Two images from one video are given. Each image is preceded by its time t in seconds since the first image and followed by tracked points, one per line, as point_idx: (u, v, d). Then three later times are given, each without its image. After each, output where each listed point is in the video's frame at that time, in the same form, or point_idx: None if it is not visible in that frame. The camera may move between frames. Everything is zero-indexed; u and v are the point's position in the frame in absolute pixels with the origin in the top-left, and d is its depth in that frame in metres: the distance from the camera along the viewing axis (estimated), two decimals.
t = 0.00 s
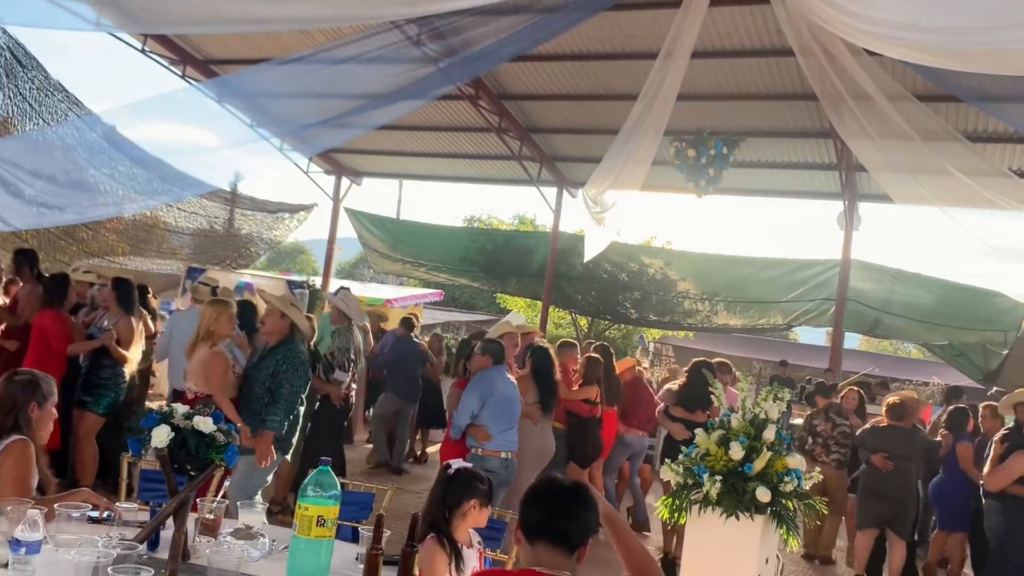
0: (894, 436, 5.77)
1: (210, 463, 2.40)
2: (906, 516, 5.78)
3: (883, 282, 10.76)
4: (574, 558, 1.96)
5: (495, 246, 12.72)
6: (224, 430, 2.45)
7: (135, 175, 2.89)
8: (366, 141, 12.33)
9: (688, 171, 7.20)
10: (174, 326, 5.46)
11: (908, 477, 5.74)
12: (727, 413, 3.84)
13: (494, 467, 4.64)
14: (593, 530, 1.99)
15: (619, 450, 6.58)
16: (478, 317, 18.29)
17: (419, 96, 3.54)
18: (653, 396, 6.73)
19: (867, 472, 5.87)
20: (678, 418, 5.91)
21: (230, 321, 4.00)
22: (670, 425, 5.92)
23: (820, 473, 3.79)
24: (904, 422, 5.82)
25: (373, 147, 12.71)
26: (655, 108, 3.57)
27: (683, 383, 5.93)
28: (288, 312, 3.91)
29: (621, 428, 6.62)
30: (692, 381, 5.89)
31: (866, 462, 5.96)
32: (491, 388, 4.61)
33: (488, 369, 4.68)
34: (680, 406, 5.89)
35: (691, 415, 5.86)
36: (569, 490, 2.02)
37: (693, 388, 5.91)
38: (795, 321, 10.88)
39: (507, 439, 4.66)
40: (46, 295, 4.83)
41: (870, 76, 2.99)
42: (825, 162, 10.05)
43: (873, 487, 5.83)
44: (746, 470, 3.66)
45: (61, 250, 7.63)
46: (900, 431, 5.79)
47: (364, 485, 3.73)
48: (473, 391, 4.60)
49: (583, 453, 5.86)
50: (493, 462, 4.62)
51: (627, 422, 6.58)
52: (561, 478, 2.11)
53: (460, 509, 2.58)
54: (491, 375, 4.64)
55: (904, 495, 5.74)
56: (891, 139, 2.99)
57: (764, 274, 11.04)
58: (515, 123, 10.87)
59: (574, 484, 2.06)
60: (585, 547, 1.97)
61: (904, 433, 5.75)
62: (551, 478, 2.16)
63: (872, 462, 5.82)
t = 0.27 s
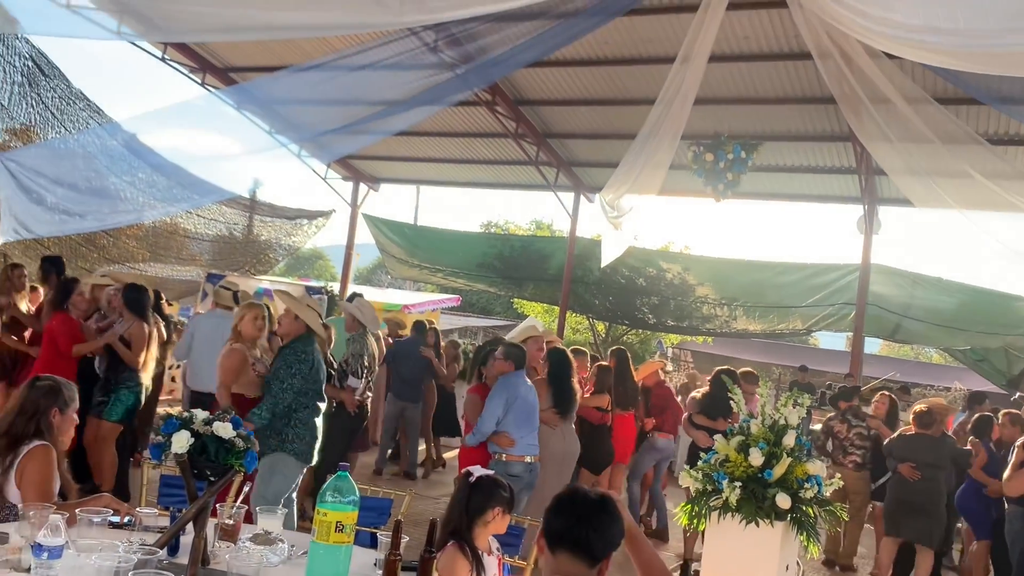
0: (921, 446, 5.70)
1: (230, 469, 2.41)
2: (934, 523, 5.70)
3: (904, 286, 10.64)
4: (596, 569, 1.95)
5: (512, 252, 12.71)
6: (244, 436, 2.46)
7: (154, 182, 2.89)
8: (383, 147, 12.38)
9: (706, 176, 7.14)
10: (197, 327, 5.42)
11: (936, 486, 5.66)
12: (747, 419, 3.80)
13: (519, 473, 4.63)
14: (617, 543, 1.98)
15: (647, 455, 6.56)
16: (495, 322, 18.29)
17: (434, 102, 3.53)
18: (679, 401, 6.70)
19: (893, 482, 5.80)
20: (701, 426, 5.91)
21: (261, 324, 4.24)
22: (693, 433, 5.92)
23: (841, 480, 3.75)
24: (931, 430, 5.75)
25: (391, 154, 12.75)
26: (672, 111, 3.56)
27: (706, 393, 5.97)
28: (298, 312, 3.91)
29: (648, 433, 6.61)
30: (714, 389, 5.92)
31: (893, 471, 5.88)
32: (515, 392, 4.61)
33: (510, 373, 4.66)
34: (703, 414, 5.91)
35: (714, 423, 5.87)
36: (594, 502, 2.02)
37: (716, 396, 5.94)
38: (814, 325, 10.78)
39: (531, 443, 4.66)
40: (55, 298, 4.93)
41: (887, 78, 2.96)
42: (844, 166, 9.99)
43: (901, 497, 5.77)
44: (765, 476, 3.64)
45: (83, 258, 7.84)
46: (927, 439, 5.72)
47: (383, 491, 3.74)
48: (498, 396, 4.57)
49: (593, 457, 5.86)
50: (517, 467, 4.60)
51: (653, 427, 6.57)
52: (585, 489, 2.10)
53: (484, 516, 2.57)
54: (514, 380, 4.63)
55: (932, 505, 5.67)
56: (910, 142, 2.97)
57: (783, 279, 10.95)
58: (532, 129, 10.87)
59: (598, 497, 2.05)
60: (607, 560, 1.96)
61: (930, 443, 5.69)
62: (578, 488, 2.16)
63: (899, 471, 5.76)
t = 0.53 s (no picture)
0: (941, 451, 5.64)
1: (248, 475, 2.42)
2: (954, 531, 5.61)
3: (924, 291, 10.55)
4: None
5: (529, 258, 12.71)
6: (263, 442, 2.47)
7: (175, 191, 2.90)
8: (401, 155, 12.44)
9: (724, 181, 7.11)
10: (218, 333, 5.44)
11: (955, 492, 5.60)
12: (766, 426, 3.80)
13: (539, 479, 4.63)
14: (633, 550, 1.97)
15: (674, 466, 6.48)
16: (512, 329, 18.30)
17: (452, 109, 3.54)
18: (704, 412, 6.68)
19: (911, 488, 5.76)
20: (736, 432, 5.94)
21: (289, 336, 4.39)
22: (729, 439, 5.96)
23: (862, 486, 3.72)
24: (950, 435, 5.67)
25: (409, 161, 12.81)
26: (690, 117, 3.55)
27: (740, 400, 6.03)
28: (304, 321, 3.84)
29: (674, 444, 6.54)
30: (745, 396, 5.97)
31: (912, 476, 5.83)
32: (535, 399, 4.60)
33: (529, 379, 4.64)
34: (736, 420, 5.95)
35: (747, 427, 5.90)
36: (610, 509, 2.01)
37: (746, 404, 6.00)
38: (834, 331, 10.73)
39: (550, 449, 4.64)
40: (69, 304, 4.97)
41: (905, 83, 2.94)
42: (864, 170, 9.91)
43: (923, 506, 5.71)
44: (785, 483, 3.61)
45: (104, 266, 8.00)
46: (946, 445, 5.65)
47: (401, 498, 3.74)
48: (517, 402, 4.55)
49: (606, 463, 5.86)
50: (537, 473, 4.61)
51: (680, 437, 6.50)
52: (601, 497, 2.09)
53: (504, 524, 2.57)
54: (533, 386, 4.61)
55: (950, 511, 5.60)
56: (928, 146, 2.95)
57: (802, 285, 10.88)
58: (549, 135, 10.88)
59: (614, 504, 2.04)
60: (624, 568, 1.95)
61: (951, 448, 5.61)
62: (594, 495, 2.14)
63: (917, 476, 5.71)
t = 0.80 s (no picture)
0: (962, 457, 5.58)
1: (267, 480, 2.43)
2: (974, 540, 5.54)
3: (944, 295, 10.43)
4: None
5: (546, 263, 12.69)
6: (281, 448, 2.47)
7: (195, 199, 2.92)
8: (418, 160, 12.48)
9: (742, 185, 7.07)
10: (241, 336, 5.51)
11: (974, 499, 5.53)
12: (785, 431, 3.75)
13: (553, 484, 4.62)
14: (650, 557, 1.96)
15: (697, 469, 6.42)
16: (529, 334, 18.28)
17: (470, 114, 3.54)
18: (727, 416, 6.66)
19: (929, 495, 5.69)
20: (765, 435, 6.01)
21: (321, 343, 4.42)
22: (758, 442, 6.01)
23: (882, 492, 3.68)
24: (971, 441, 5.60)
25: (426, 167, 12.85)
26: (708, 121, 3.53)
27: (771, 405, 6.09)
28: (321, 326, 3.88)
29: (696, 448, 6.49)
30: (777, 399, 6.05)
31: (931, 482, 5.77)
32: (549, 402, 4.61)
33: (541, 384, 4.63)
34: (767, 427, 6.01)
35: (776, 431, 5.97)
36: (626, 515, 2.00)
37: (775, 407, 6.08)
38: (854, 336, 10.62)
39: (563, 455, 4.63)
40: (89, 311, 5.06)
41: (927, 85, 2.91)
42: (883, 173, 9.83)
43: (940, 513, 5.63)
44: (804, 488, 3.59)
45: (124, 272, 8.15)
46: (967, 451, 5.58)
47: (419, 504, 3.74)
48: (531, 408, 4.55)
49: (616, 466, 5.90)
50: (551, 479, 4.59)
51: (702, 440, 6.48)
52: (617, 503, 2.08)
53: (521, 531, 2.56)
54: (547, 389, 4.62)
55: (974, 519, 5.53)
56: (950, 149, 2.91)
57: (822, 289, 10.79)
58: (566, 140, 10.87)
59: (630, 511, 2.03)
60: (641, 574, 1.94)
61: (970, 455, 5.56)
62: (610, 502, 2.13)
63: (936, 483, 5.64)
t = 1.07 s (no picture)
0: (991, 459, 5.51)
1: (286, 480, 2.45)
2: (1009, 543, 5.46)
3: (968, 295, 10.30)
4: None
5: (564, 264, 12.67)
6: (300, 447, 2.49)
7: (215, 201, 2.96)
8: (436, 162, 12.51)
9: (761, 185, 7.03)
10: (266, 341, 5.52)
11: (1007, 500, 5.46)
12: (806, 432, 3.73)
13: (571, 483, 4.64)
14: (668, 558, 1.95)
15: (720, 474, 6.37)
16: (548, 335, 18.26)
17: (486, 116, 3.53)
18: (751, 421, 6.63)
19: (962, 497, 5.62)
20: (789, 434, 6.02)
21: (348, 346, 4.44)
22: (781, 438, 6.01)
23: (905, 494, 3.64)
24: (1004, 442, 5.52)
25: (444, 168, 12.88)
26: (727, 121, 3.49)
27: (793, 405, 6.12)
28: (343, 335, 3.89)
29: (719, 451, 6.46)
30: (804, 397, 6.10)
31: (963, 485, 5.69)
32: (569, 401, 4.59)
33: (559, 384, 4.61)
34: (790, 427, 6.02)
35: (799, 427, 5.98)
36: (643, 517, 1.98)
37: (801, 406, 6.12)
38: (875, 336, 10.53)
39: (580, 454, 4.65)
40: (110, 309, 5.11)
41: (948, 83, 2.87)
42: (905, 173, 9.73)
43: (972, 515, 5.55)
44: (825, 490, 3.56)
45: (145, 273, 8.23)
46: (1000, 452, 5.51)
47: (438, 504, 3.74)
48: (554, 407, 4.53)
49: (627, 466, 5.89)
50: (572, 478, 4.62)
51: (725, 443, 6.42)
52: (634, 505, 2.07)
53: (539, 532, 2.55)
54: (567, 388, 4.59)
55: (1003, 521, 5.45)
56: (972, 148, 2.86)
57: (842, 289, 10.71)
58: (584, 141, 10.86)
59: (647, 513, 2.01)
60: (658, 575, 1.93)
61: (1002, 455, 5.49)
62: (627, 504, 2.12)
63: (969, 485, 5.56)
